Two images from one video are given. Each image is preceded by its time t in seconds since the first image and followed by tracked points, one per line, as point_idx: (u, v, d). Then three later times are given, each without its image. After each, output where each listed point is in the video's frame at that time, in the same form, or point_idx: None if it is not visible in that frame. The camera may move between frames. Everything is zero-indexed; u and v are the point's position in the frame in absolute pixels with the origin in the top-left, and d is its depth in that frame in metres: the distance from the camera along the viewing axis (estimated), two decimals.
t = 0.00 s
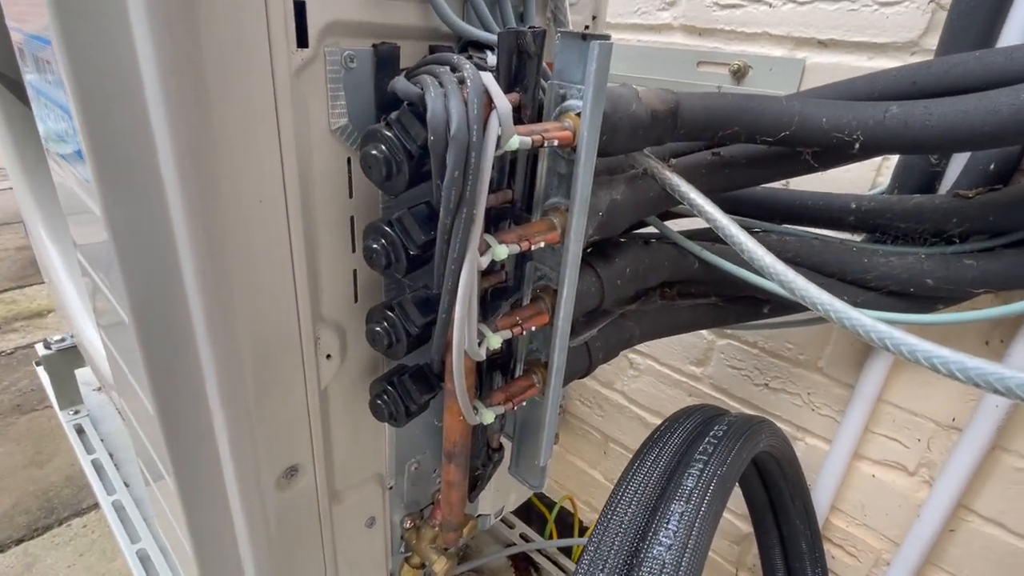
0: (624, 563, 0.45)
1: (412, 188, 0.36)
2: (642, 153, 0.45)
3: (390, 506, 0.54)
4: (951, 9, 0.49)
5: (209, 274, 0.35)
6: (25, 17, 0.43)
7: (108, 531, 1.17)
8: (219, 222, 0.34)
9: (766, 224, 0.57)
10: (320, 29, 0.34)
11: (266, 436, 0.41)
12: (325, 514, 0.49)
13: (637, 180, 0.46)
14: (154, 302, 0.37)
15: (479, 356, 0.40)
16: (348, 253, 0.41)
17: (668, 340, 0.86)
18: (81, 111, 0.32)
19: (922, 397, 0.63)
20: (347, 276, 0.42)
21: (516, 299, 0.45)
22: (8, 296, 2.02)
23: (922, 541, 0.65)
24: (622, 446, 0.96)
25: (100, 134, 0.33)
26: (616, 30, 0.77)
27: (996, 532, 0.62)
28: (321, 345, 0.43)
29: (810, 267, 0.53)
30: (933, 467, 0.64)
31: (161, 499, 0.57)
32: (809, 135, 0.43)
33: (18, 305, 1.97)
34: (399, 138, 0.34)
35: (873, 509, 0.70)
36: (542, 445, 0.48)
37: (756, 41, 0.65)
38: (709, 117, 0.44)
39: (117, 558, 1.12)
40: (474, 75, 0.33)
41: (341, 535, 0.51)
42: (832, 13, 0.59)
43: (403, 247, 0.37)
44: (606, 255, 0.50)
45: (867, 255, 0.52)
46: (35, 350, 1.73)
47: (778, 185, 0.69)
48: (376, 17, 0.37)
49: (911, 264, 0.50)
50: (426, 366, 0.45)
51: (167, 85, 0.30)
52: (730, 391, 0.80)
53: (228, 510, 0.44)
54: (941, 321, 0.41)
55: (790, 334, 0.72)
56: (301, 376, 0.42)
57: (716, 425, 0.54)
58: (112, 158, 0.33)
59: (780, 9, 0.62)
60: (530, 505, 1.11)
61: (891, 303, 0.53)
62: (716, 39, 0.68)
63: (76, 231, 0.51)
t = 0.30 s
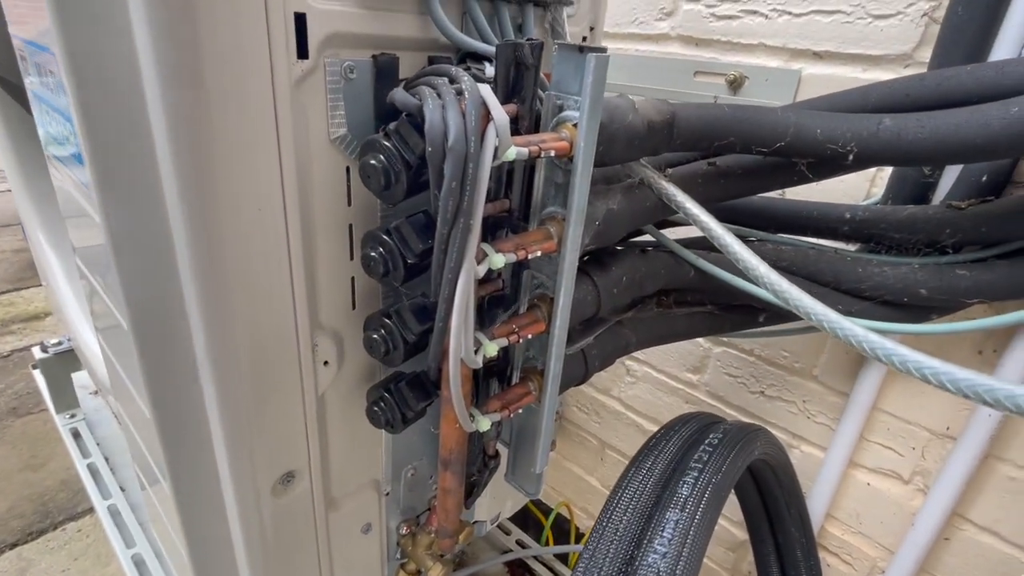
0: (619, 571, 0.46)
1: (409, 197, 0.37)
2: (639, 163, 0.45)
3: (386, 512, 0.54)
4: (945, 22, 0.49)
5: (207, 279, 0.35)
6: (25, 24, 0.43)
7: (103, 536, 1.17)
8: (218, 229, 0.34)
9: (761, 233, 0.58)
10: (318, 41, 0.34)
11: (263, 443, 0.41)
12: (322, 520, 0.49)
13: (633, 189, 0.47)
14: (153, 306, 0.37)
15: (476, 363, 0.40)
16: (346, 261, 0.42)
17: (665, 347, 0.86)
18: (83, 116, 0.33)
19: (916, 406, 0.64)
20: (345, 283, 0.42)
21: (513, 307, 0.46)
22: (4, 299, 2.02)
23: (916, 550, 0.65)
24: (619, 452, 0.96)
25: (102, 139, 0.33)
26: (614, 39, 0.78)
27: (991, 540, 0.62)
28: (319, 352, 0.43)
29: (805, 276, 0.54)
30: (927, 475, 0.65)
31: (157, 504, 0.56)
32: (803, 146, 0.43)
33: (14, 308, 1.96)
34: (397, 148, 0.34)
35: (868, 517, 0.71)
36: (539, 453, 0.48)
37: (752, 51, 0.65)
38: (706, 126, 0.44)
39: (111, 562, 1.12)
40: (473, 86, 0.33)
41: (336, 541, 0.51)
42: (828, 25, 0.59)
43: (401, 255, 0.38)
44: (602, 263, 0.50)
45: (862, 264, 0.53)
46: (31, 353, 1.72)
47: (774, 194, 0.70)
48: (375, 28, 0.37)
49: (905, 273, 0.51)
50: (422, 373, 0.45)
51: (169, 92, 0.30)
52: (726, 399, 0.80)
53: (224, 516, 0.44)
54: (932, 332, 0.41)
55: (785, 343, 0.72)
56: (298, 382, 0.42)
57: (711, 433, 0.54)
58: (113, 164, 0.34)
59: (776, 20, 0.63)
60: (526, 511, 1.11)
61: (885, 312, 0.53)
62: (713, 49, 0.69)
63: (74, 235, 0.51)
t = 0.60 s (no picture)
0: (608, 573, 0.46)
1: (401, 199, 0.37)
2: (631, 167, 0.45)
3: (377, 514, 0.54)
4: (933, 30, 0.50)
5: (197, 280, 0.35)
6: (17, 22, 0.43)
7: (93, 537, 1.16)
8: (209, 229, 0.34)
9: (752, 237, 0.58)
10: (310, 42, 0.35)
11: (253, 444, 0.41)
12: (312, 522, 0.49)
13: (625, 193, 0.47)
14: (143, 306, 0.37)
15: (466, 365, 0.40)
16: (338, 262, 0.42)
17: (657, 350, 0.86)
18: (74, 115, 0.33)
19: (906, 410, 0.64)
20: (337, 285, 0.42)
21: (505, 310, 0.46)
22: None
23: (905, 553, 0.65)
24: (611, 455, 0.96)
25: (93, 139, 0.33)
26: (608, 44, 0.79)
27: (979, 544, 0.62)
28: (309, 353, 0.43)
29: (794, 281, 0.54)
30: (916, 479, 0.65)
31: (147, 505, 0.56)
32: (792, 151, 0.44)
33: (5, 307, 1.95)
34: (389, 150, 0.35)
35: (858, 521, 0.71)
36: (530, 455, 0.48)
37: (744, 57, 0.66)
38: (696, 131, 0.44)
39: (101, 564, 1.11)
40: (465, 89, 0.33)
41: (327, 543, 0.51)
42: (819, 32, 0.60)
43: (392, 257, 0.38)
44: (594, 266, 0.50)
45: (851, 269, 0.53)
46: (22, 353, 1.71)
47: (765, 199, 0.70)
48: (368, 30, 0.37)
49: (893, 278, 0.51)
50: (414, 375, 0.46)
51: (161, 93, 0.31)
52: (718, 402, 0.81)
53: (213, 517, 0.44)
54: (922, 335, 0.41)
55: (777, 347, 0.72)
56: (288, 383, 0.42)
57: (702, 436, 0.54)
58: (104, 164, 0.34)
59: (768, 27, 0.64)
60: (519, 513, 1.11)
61: (875, 317, 0.54)
62: (706, 54, 0.69)
63: (65, 234, 0.51)
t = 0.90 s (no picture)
0: None
1: (400, 200, 0.37)
2: (631, 169, 0.45)
3: (374, 516, 0.54)
4: (933, 33, 0.50)
5: (193, 281, 0.35)
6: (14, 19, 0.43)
7: (88, 538, 1.16)
8: (206, 230, 0.34)
9: (752, 240, 0.58)
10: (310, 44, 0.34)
11: (250, 446, 0.41)
12: (309, 524, 0.48)
13: (625, 195, 0.47)
14: (140, 306, 0.37)
15: (465, 368, 0.40)
16: (336, 263, 0.42)
17: (655, 352, 0.86)
18: (70, 115, 0.33)
19: (905, 413, 0.64)
20: (335, 286, 0.42)
21: (504, 311, 0.45)
22: None
23: (903, 557, 0.65)
24: (609, 457, 0.96)
25: (89, 139, 0.33)
26: (609, 46, 0.79)
27: (976, 547, 0.62)
28: (307, 355, 0.43)
29: (794, 283, 0.54)
30: (914, 482, 0.65)
31: (142, 507, 0.56)
32: (792, 154, 0.44)
33: None
34: (389, 151, 0.35)
35: (855, 524, 0.71)
36: (528, 457, 0.48)
37: (744, 60, 0.66)
38: (697, 133, 0.44)
39: (96, 565, 1.11)
40: (466, 90, 0.33)
41: (324, 545, 0.51)
42: (819, 35, 0.60)
43: (391, 258, 0.38)
44: (593, 268, 0.50)
45: (851, 272, 0.53)
46: (17, 352, 1.70)
47: (765, 201, 0.70)
48: (368, 30, 0.37)
49: (893, 281, 0.51)
50: (412, 377, 0.45)
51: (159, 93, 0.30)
52: (716, 404, 0.81)
53: (209, 519, 0.44)
54: (925, 340, 0.41)
55: (775, 349, 0.72)
56: (286, 385, 0.42)
57: (700, 439, 0.54)
58: (100, 163, 0.33)
59: (768, 29, 0.64)
60: (516, 515, 1.11)
61: (874, 320, 0.54)
62: (706, 56, 0.69)
63: (61, 233, 0.51)
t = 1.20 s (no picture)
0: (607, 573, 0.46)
1: (401, 197, 0.37)
2: (631, 167, 0.45)
3: (374, 513, 0.54)
4: (933, 33, 0.50)
5: (194, 276, 0.35)
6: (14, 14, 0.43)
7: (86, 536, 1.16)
8: (208, 226, 0.34)
9: (750, 239, 0.58)
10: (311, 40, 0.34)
11: (249, 443, 0.41)
12: (309, 521, 0.48)
13: (624, 193, 0.47)
14: (141, 303, 0.37)
15: (466, 365, 0.40)
16: (337, 260, 0.42)
17: (654, 350, 0.87)
18: (71, 110, 0.33)
19: (903, 412, 0.64)
20: (336, 283, 0.42)
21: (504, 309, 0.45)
22: None
23: (899, 554, 0.65)
24: (607, 455, 0.97)
25: (90, 135, 0.33)
26: (608, 45, 0.79)
27: (973, 545, 0.63)
28: (307, 352, 0.43)
29: (792, 282, 0.54)
30: (911, 481, 0.65)
31: (141, 504, 0.56)
32: (792, 152, 0.44)
33: None
34: (390, 149, 0.35)
35: (853, 522, 0.71)
36: (528, 455, 0.48)
37: (744, 59, 0.66)
38: (696, 131, 0.45)
39: (94, 563, 1.11)
40: (467, 88, 0.33)
41: (323, 542, 0.51)
42: (818, 34, 0.60)
43: (392, 255, 0.38)
44: (593, 266, 0.50)
45: (849, 270, 0.53)
46: (14, 350, 1.70)
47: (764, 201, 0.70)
48: (369, 27, 0.37)
49: (891, 280, 0.51)
50: (412, 375, 0.46)
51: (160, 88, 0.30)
52: (714, 403, 0.81)
53: (209, 515, 0.44)
54: (923, 338, 0.41)
55: (774, 348, 0.72)
56: (286, 382, 0.42)
57: (699, 437, 0.54)
58: (102, 159, 0.33)
59: (768, 29, 0.64)
60: (514, 513, 1.11)
61: (873, 319, 0.54)
62: (706, 56, 0.69)
63: (60, 230, 0.51)
